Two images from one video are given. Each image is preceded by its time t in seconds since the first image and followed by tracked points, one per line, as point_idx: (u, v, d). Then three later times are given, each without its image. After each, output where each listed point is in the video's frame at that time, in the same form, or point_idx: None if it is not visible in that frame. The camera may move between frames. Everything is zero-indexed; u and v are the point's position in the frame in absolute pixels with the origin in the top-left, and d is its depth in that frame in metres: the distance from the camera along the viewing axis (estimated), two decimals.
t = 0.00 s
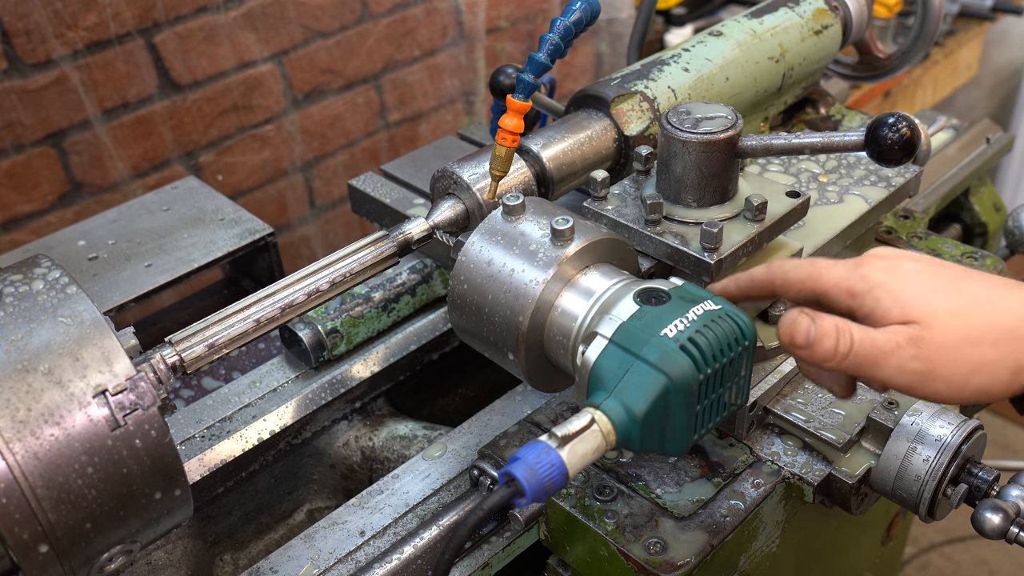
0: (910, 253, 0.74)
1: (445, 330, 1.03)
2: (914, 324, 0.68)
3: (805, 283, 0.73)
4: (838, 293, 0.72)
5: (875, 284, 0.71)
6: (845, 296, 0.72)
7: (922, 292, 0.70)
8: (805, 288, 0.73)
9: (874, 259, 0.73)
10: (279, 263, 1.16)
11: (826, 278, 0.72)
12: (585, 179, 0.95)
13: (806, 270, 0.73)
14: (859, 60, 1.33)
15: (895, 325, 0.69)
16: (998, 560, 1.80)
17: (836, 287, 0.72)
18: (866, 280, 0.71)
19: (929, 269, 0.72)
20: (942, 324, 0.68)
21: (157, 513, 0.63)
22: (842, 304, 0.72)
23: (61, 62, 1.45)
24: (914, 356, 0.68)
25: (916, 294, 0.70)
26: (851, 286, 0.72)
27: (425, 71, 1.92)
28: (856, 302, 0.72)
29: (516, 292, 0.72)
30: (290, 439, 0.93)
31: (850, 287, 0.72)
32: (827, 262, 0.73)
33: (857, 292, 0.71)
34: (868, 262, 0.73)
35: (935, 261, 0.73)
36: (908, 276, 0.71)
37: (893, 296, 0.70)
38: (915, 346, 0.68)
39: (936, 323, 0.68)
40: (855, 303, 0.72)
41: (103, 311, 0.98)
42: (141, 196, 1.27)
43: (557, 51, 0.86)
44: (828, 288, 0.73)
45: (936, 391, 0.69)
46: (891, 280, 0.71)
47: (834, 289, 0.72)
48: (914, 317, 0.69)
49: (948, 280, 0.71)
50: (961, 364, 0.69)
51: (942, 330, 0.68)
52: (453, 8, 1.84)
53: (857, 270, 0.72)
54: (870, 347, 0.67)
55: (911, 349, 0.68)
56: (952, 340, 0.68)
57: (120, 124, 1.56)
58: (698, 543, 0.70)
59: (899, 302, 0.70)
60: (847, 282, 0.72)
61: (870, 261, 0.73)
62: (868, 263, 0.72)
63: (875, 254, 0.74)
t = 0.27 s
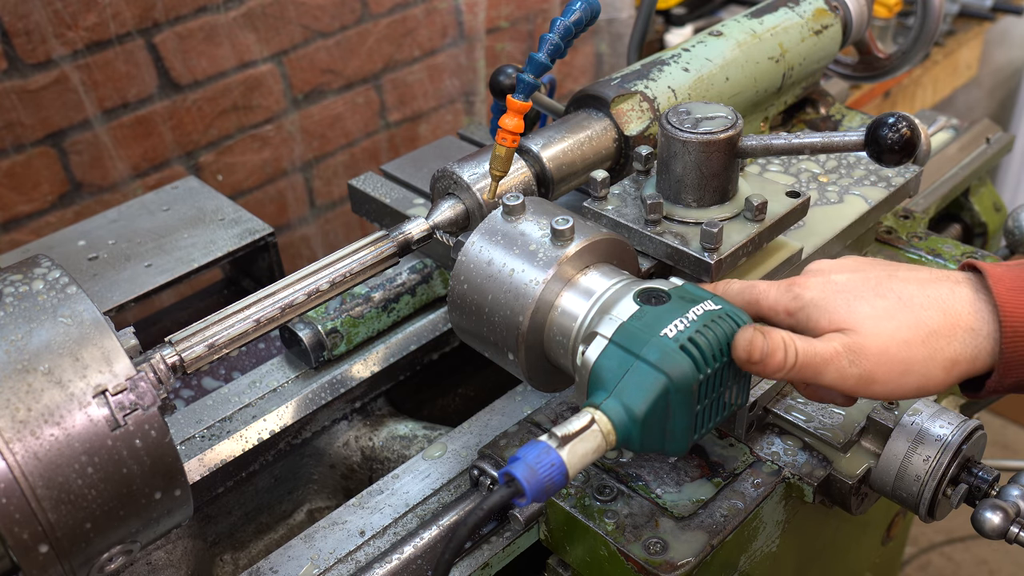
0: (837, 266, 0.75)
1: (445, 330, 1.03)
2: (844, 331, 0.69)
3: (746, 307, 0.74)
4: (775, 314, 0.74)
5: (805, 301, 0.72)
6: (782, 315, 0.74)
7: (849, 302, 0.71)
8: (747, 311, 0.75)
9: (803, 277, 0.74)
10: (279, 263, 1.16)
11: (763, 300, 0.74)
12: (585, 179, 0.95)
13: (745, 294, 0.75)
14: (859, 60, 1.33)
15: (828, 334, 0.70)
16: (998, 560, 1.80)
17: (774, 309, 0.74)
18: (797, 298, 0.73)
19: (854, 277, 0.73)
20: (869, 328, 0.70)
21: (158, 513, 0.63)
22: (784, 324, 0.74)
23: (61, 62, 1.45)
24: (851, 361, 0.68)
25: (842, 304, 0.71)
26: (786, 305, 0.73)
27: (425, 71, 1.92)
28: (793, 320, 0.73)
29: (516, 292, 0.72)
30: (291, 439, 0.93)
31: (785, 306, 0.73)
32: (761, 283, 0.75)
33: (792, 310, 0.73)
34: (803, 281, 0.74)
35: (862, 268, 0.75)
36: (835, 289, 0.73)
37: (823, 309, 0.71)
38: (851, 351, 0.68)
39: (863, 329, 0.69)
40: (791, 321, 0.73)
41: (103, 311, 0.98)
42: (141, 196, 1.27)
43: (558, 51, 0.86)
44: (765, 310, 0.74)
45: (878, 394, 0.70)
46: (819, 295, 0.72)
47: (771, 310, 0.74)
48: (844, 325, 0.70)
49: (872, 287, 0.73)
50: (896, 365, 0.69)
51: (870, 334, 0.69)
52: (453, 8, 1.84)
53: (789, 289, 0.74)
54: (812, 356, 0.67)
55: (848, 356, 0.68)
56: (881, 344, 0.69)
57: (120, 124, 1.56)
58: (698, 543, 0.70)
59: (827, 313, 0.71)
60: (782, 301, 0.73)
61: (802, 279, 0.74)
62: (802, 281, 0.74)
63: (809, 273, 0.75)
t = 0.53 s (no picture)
0: (841, 274, 0.75)
1: (445, 330, 1.03)
2: (851, 339, 0.69)
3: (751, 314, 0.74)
4: (779, 321, 0.74)
5: (810, 310, 0.72)
6: (786, 322, 0.74)
7: (855, 311, 0.71)
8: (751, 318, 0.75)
9: (808, 285, 0.74)
10: (279, 263, 1.16)
11: (768, 307, 0.74)
12: (585, 179, 0.95)
13: (749, 301, 0.74)
14: (859, 60, 1.33)
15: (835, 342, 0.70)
16: (998, 559, 1.80)
17: (776, 315, 0.74)
18: (802, 305, 0.73)
19: (859, 284, 0.73)
20: (876, 336, 0.69)
21: (158, 513, 0.63)
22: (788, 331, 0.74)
23: (61, 62, 1.45)
24: (861, 370, 0.68)
25: (847, 311, 0.71)
26: (790, 312, 0.73)
27: (425, 71, 1.92)
28: (796, 327, 0.73)
29: (516, 292, 0.72)
30: (290, 439, 0.93)
31: (789, 314, 0.73)
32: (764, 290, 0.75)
33: (796, 318, 0.73)
34: (806, 289, 0.74)
35: (866, 275, 0.75)
36: (839, 297, 0.72)
37: (828, 317, 0.71)
38: (860, 359, 0.68)
39: (871, 337, 0.69)
40: (795, 328, 0.73)
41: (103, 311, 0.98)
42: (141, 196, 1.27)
43: (558, 51, 0.86)
44: (770, 317, 0.74)
45: (887, 401, 0.70)
46: (824, 303, 0.72)
47: (776, 317, 0.74)
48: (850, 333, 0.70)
49: (877, 293, 0.72)
50: (906, 372, 0.69)
51: (878, 342, 0.69)
52: (453, 8, 1.84)
53: (794, 297, 0.73)
54: (824, 366, 0.66)
55: (857, 363, 0.68)
56: (889, 351, 0.69)
57: (120, 124, 1.56)
58: (698, 543, 0.70)
59: (832, 321, 0.71)
60: (787, 309, 0.73)
61: (806, 287, 0.74)
62: (805, 289, 0.74)
63: (813, 281, 0.75)
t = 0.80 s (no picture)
0: (837, 274, 0.75)
1: (445, 330, 1.03)
2: (846, 337, 0.69)
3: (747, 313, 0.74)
4: (775, 321, 0.74)
5: (804, 309, 0.72)
6: (780, 321, 0.74)
7: (849, 309, 0.71)
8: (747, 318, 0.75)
9: (803, 285, 0.75)
10: (279, 263, 1.16)
11: (763, 307, 0.74)
12: (585, 179, 0.95)
13: (745, 301, 0.75)
14: (859, 60, 1.33)
15: (830, 340, 0.70)
16: (998, 559, 1.80)
17: (773, 315, 0.74)
18: (797, 305, 0.73)
19: (854, 283, 0.74)
20: (871, 334, 0.69)
21: (158, 513, 0.63)
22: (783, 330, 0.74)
23: (61, 62, 1.45)
24: (858, 367, 0.68)
25: (842, 310, 0.71)
26: (786, 312, 0.73)
27: (425, 71, 1.92)
28: (791, 326, 0.73)
29: (516, 292, 0.72)
30: (291, 439, 0.93)
31: (785, 314, 0.73)
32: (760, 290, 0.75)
33: (791, 318, 0.73)
34: (802, 289, 0.74)
35: (862, 274, 0.75)
36: (835, 296, 0.73)
37: (823, 317, 0.71)
38: (856, 357, 0.68)
39: (866, 335, 0.69)
40: (791, 328, 0.73)
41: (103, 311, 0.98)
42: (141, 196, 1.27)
43: (557, 51, 0.86)
44: (766, 316, 0.74)
45: (885, 399, 0.69)
46: (820, 302, 0.72)
47: (771, 317, 0.74)
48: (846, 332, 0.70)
49: (872, 292, 0.73)
50: (902, 369, 0.69)
51: (874, 340, 0.69)
52: (453, 8, 1.84)
53: (789, 297, 0.74)
54: (820, 363, 0.66)
55: (854, 361, 0.68)
56: (885, 349, 0.69)
57: (120, 124, 1.56)
58: (698, 543, 0.70)
59: (827, 320, 0.71)
60: (782, 309, 0.73)
61: (801, 287, 0.74)
62: (800, 289, 0.74)
63: (809, 281, 0.75)
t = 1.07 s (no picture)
0: (835, 274, 0.75)
1: (445, 330, 1.03)
2: (844, 336, 0.69)
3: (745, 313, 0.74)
4: (772, 320, 0.74)
5: (802, 309, 0.72)
6: (779, 321, 0.74)
7: (847, 309, 0.71)
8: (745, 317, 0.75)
9: (801, 285, 0.74)
10: (279, 263, 1.16)
11: (761, 306, 0.74)
12: (585, 179, 0.95)
13: (742, 301, 0.74)
14: (859, 60, 1.33)
15: (828, 339, 0.70)
16: (998, 559, 1.80)
17: (771, 315, 0.74)
18: (795, 304, 0.73)
19: (852, 282, 0.73)
20: (869, 333, 0.69)
21: (158, 513, 0.63)
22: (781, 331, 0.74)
23: (61, 62, 1.45)
24: (855, 366, 0.68)
25: (840, 310, 0.71)
26: (784, 312, 0.73)
27: (425, 71, 1.92)
28: (790, 326, 0.73)
29: (516, 292, 0.72)
30: (291, 439, 0.93)
31: (783, 314, 0.73)
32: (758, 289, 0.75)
33: (789, 318, 0.73)
34: (800, 289, 0.74)
35: (860, 274, 0.75)
36: (833, 296, 0.73)
37: (821, 317, 0.71)
38: (854, 356, 0.68)
39: (864, 334, 0.69)
40: (789, 328, 0.73)
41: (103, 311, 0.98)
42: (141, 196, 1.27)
43: (557, 51, 0.86)
44: (764, 316, 0.74)
45: (882, 398, 0.69)
46: (817, 301, 0.72)
47: (769, 316, 0.74)
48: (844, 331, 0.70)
49: (870, 292, 0.72)
50: (900, 368, 0.69)
51: (872, 340, 0.69)
52: (453, 8, 1.84)
53: (788, 296, 0.73)
54: (818, 362, 0.66)
55: (852, 360, 0.68)
56: (883, 348, 0.69)
57: (120, 124, 1.56)
58: (698, 543, 0.70)
59: (825, 319, 0.71)
60: (780, 309, 0.73)
61: (799, 287, 0.74)
62: (798, 289, 0.74)
63: (807, 281, 0.75)
